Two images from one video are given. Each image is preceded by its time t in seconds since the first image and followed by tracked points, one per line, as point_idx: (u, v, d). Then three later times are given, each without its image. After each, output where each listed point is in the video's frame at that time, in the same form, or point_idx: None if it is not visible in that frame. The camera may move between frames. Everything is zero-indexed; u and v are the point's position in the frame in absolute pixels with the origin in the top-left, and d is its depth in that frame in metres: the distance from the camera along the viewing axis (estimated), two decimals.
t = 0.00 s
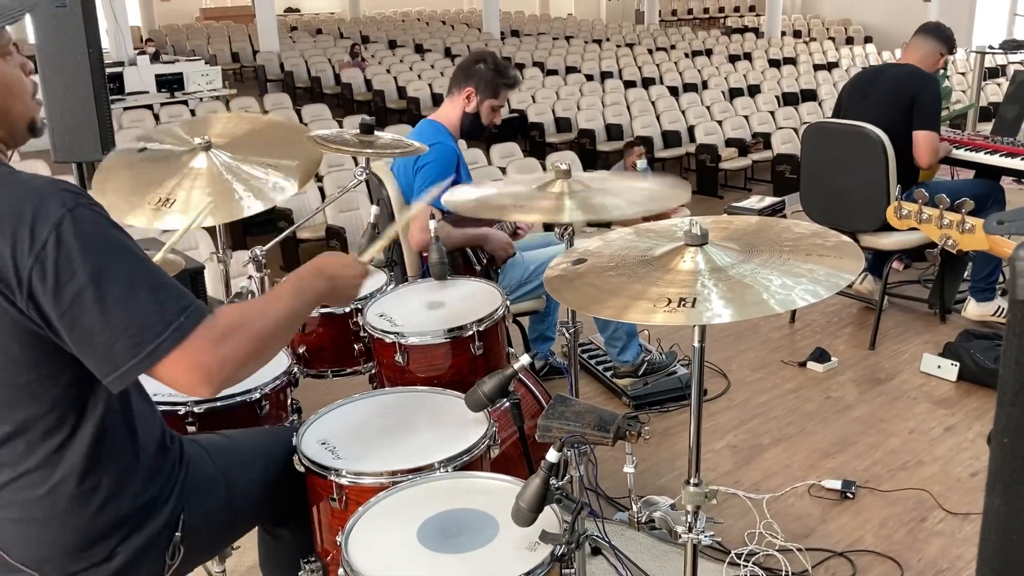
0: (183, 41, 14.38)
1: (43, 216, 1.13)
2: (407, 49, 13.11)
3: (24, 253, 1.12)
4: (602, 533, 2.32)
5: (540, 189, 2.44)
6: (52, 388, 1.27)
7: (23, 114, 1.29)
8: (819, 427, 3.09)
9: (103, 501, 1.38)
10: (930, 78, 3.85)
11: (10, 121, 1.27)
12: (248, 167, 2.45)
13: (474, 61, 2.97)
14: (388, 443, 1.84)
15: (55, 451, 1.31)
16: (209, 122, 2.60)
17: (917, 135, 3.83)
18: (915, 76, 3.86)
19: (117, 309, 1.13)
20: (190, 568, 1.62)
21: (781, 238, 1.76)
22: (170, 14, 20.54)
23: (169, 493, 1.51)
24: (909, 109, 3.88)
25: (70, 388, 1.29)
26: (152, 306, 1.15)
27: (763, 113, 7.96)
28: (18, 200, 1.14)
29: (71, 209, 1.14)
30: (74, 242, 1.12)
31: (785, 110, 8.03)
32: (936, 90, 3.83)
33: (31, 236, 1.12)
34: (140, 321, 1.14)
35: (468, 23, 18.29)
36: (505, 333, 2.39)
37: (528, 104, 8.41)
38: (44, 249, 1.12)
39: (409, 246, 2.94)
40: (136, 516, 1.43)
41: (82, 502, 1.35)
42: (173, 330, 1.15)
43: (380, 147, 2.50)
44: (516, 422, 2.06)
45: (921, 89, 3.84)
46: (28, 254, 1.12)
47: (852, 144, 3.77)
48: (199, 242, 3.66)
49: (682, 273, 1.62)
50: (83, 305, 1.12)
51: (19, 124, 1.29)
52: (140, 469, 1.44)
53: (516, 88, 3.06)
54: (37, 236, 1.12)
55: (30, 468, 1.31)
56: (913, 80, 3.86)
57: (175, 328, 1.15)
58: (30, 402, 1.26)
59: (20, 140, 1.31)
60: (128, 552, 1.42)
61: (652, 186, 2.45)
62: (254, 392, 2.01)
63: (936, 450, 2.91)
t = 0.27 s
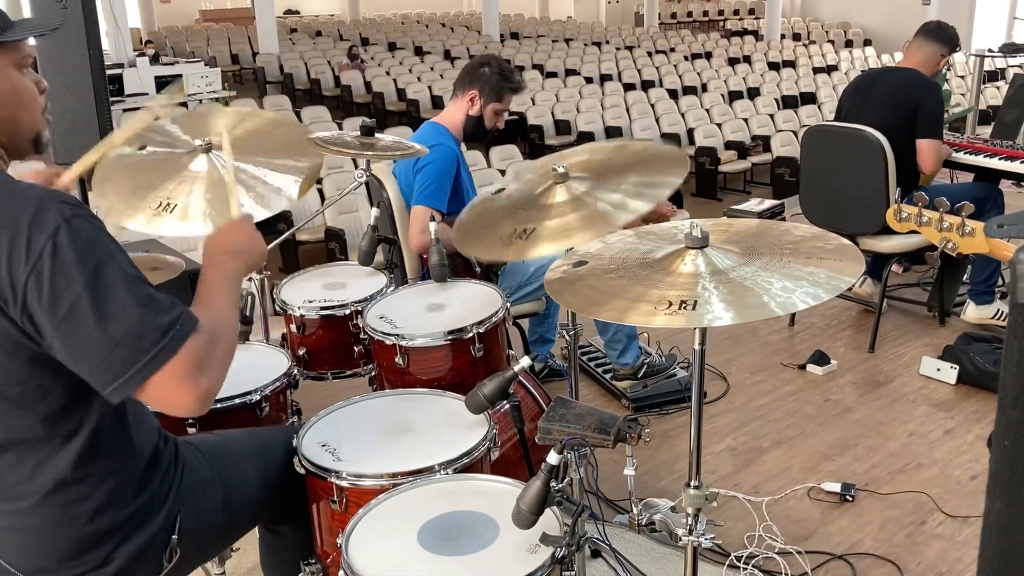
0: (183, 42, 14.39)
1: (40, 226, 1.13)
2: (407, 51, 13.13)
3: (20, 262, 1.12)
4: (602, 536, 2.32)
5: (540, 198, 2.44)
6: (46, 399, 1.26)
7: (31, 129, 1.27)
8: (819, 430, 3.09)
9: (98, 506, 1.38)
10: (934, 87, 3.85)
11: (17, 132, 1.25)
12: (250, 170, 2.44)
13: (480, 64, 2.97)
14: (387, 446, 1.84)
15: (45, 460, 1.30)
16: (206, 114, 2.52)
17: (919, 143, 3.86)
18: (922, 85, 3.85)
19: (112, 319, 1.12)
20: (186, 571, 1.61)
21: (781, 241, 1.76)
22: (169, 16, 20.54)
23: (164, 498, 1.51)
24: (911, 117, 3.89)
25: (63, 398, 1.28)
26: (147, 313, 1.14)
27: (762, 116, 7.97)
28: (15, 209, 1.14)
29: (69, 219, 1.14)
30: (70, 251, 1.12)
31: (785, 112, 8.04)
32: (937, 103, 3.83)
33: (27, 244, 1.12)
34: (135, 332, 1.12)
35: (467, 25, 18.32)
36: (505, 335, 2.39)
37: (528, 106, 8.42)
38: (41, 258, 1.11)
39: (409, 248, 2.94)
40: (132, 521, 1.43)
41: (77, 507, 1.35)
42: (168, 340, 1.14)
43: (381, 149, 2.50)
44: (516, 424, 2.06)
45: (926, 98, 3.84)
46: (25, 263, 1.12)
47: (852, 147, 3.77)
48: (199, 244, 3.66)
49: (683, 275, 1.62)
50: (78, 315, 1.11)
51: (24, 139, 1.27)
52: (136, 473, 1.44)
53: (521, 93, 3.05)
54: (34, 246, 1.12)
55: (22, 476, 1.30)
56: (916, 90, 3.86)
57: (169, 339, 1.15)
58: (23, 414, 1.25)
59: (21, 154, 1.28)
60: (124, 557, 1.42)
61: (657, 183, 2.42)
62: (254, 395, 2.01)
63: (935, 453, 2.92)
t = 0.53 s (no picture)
0: (183, 44, 14.41)
1: (36, 218, 1.13)
2: (407, 53, 13.14)
3: (18, 254, 1.12)
4: (602, 536, 2.32)
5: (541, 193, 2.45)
6: (49, 395, 1.26)
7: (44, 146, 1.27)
8: (818, 431, 3.10)
9: (98, 505, 1.37)
10: (930, 94, 3.85)
11: (27, 149, 1.25)
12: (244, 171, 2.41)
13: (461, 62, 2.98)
14: (387, 446, 1.84)
15: (47, 456, 1.30)
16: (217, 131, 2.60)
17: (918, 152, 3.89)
18: (917, 92, 3.85)
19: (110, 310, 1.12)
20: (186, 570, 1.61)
21: (781, 241, 1.76)
22: (169, 17, 20.55)
23: (165, 497, 1.51)
24: (906, 122, 3.90)
25: (64, 394, 1.28)
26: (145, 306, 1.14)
27: (762, 118, 7.97)
28: (12, 200, 1.14)
29: (66, 210, 1.14)
30: (67, 241, 1.12)
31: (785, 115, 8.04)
32: (932, 109, 3.84)
33: (24, 236, 1.12)
34: (130, 322, 1.13)
35: (467, 27, 18.35)
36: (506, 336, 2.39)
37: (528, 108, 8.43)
38: (37, 249, 1.12)
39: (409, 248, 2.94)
40: (133, 520, 1.43)
41: (77, 505, 1.35)
42: (165, 333, 1.14)
43: (382, 150, 2.50)
44: (516, 424, 2.06)
45: (921, 104, 3.84)
46: (22, 254, 1.12)
47: (851, 150, 3.78)
48: (199, 245, 3.66)
49: (683, 275, 1.62)
50: (74, 305, 1.12)
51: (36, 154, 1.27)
52: (137, 472, 1.43)
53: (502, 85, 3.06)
54: (31, 237, 1.12)
55: (21, 474, 1.30)
56: (911, 95, 3.86)
57: (167, 328, 1.14)
58: (25, 409, 1.26)
59: (31, 168, 1.29)
60: (123, 557, 1.42)
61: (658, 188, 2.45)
62: (254, 395, 2.01)
63: (935, 455, 2.92)
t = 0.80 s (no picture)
0: (182, 44, 14.42)
1: (40, 224, 1.12)
2: (407, 54, 13.14)
3: (21, 261, 1.12)
4: (601, 538, 2.32)
5: (538, 198, 2.45)
6: (48, 396, 1.26)
7: (28, 126, 1.27)
8: (818, 433, 3.10)
9: (98, 507, 1.37)
10: (926, 97, 3.86)
11: (10, 132, 1.25)
12: (247, 173, 2.43)
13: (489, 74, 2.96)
14: (387, 446, 1.84)
15: (46, 459, 1.30)
16: (209, 116, 2.54)
17: (916, 156, 3.89)
18: (913, 96, 3.86)
19: (116, 315, 1.13)
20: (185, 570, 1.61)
21: (782, 243, 1.76)
22: (168, 17, 20.56)
23: (165, 498, 1.51)
24: (902, 125, 3.90)
25: (63, 397, 1.28)
26: (148, 309, 1.14)
27: (762, 120, 7.98)
28: (14, 209, 1.13)
29: (68, 216, 1.14)
30: (70, 248, 1.12)
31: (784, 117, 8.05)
32: (927, 113, 3.85)
33: (27, 242, 1.12)
34: (137, 328, 1.13)
35: (467, 28, 18.37)
36: (505, 337, 2.39)
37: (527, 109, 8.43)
38: (41, 256, 1.11)
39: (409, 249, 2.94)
40: (133, 522, 1.43)
41: (77, 508, 1.35)
42: (170, 335, 1.15)
43: (381, 151, 2.50)
44: (516, 426, 2.06)
45: (918, 106, 3.85)
46: (25, 260, 1.12)
47: (850, 152, 3.78)
48: (198, 246, 3.66)
49: (683, 277, 1.62)
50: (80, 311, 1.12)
51: (23, 134, 1.27)
52: (137, 473, 1.44)
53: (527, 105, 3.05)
54: (33, 244, 1.11)
55: (23, 476, 1.30)
56: (908, 98, 3.86)
57: (171, 333, 1.15)
58: (23, 412, 1.25)
59: (19, 150, 1.29)
60: (123, 559, 1.41)
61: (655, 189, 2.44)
62: (253, 395, 2.01)
63: (934, 456, 2.92)
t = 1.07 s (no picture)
0: (183, 44, 14.43)
1: (35, 212, 1.13)
2: (407, 54, 13.15)
3: (19, 249, 1.13)
4: (601, 539, 2.31)
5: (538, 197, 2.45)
6: (47, 393, 1.26)
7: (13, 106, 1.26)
8: (817, 434, 3.09)
9: (99, 506, 1.37)
10: (923, 100, 3.86)
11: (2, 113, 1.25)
12: (249, 172, 2.46)
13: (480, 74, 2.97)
14: (387, 446, 1.83)
15: (47, 457, 1.30)
16: (208, 117, 2.59)
17: (911, 157, 3.88)
18: (910, 98, 3.85)
19: (113, 297, 1.10)
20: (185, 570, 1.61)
21: (784, 244, 1.76)
22: (169, 17, 20.57)
23: (166, 497, 1.51)
24: (899, 127, 3.89)
25: (64, 395, 1.28)
26: (144, 291, 1.10)
27: (761, 120, 7.98)
28: (10, 199, 1.15)
29: (63, 203, 1.14)
30: (64, 231, 1.12)
31: (784, 117, 8.05)
32: (924, 114, 3.84)
33: (24, 231, 1.13)
34: (134, 310, 1.10)
35: (467, 29, 18.38)
36: (505, 337, 2.39)
37: (527, 109, 8.44)
38: (37, 241, 1.12)
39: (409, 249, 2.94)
40: (134, 521, 1.43)
41: (76, 507, 1.35)
42: (167, 318, 1.10)
43: (380, 151, 2.50)
44: (516, 426, 2.05)
45: (915, 107, 3.84)
46: (22, 248, 1.12)
47: (849, 154, 3.78)
48: (198, 246, 3.66)
49: (683, 277, 1.62)
50: (77, 296, 1.11)
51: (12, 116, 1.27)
52: (136, 473, 1.43)
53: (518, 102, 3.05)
54: (29, 231, 1.12)
55: (24, 474, 1.30)
56: (905, 99, 3.85)
57: (169, 311, 1.10)
58: (23, 409, 1.25)
59: (14, 132, 1.29)
60: (124, 558, 1.41)
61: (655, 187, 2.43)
62: (253, 395, 2.01)
63: (933, 458, 2.92)
